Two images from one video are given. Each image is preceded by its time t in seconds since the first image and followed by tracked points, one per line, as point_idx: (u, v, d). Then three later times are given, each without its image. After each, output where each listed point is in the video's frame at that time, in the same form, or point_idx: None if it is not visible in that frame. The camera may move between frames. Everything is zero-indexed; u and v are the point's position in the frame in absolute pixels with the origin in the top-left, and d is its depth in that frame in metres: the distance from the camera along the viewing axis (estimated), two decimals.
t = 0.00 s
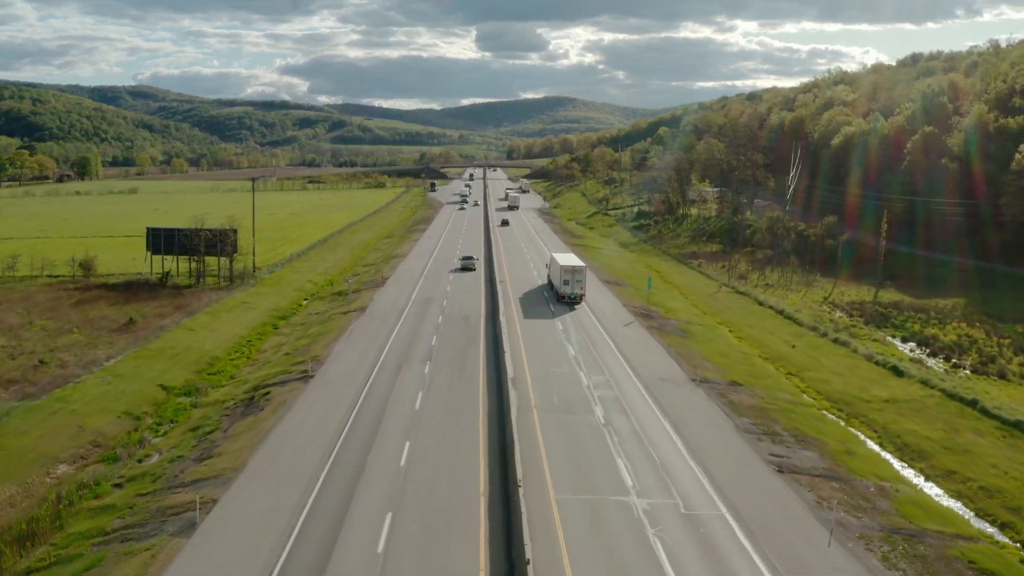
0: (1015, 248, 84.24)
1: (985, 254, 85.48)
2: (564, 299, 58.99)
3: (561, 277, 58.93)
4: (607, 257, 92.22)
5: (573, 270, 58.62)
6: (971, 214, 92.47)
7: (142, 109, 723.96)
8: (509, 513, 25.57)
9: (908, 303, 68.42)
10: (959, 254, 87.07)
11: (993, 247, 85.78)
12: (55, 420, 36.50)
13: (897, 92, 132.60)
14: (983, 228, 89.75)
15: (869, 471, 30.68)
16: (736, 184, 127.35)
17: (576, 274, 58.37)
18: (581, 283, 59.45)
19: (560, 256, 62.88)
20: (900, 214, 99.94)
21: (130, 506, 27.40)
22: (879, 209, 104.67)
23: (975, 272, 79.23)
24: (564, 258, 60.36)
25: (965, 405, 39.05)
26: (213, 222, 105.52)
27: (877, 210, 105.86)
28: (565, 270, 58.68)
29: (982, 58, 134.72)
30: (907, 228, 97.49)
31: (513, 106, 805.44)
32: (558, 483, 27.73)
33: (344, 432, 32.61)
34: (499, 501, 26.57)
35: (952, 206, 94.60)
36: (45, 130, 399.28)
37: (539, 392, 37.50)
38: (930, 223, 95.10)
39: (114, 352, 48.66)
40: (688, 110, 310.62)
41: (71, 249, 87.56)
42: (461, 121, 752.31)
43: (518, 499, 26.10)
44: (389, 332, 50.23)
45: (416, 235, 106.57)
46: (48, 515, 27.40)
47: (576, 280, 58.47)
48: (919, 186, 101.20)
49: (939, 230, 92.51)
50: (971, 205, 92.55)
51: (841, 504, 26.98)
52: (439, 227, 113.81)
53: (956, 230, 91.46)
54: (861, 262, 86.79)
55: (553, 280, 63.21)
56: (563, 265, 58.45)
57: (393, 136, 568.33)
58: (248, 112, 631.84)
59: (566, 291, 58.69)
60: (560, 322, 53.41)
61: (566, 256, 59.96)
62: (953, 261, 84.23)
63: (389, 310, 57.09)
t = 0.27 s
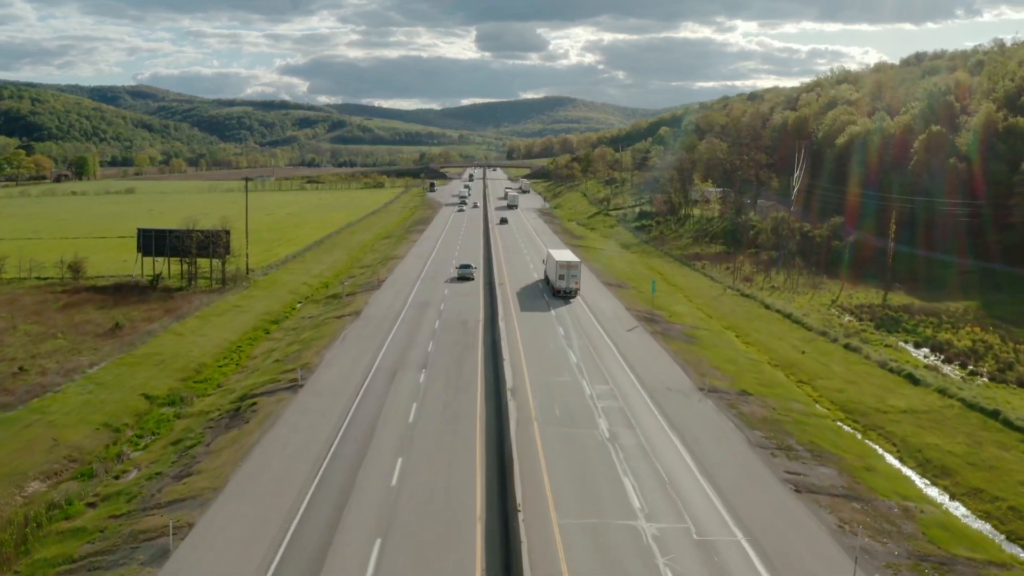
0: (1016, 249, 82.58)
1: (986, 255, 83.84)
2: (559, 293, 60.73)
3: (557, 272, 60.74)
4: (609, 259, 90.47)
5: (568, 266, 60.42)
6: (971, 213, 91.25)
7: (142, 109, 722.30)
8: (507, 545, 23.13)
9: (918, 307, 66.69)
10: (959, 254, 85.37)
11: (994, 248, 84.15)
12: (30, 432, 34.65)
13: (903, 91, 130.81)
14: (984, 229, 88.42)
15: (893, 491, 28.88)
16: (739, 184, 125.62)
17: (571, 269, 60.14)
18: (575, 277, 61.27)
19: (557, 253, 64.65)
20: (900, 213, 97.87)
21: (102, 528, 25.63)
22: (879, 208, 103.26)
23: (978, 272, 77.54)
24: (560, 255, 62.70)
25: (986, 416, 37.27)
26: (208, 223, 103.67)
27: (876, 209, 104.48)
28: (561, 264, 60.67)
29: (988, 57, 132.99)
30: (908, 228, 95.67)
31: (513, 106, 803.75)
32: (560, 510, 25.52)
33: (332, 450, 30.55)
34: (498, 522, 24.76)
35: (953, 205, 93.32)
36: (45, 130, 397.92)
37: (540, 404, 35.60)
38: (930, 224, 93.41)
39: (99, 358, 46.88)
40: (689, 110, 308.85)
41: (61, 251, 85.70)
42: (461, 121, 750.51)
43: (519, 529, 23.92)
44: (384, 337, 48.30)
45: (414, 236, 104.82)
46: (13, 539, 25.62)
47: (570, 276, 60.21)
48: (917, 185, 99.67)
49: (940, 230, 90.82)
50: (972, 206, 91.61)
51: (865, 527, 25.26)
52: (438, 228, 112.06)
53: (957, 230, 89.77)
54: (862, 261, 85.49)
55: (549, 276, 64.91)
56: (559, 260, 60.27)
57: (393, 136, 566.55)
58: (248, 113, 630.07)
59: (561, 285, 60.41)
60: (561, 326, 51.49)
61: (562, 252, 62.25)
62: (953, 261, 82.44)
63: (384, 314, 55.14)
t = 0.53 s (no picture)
0: (1017, 250, 82.70)
1: (986, 255, 84.08)
2: (556, 288, 62.73)
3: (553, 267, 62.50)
4: (611, 260, 88.72)
5: (564, 261, 62.44)
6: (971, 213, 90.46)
7: (142, 108, 720.90)
8: None
9: (928, 310, 64.91)
10: (959, 254, 85.45)
11: (994, 248, 84.39)
12: (3, 447, 32.93)
13: (908, 89, 129.04)
14: (985, 229, 88.50)
15: (918, 512, 27.13)
16: (742, 184, 123.85)
17: (567, 264, 62.10)
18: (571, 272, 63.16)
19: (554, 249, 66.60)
20: (901, 213, 97.27)
21: (70, 555, 23.97)
22: (881, 207, 103.26)
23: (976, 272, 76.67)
24: (556, 251, 64.58)
25: (1011, 429, 35.44)
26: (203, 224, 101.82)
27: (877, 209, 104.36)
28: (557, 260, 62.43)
29: (994, 55, 131.19)
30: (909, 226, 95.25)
31: (513, 106, 801.95)
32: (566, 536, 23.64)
33: (320, 468, 28.72)
34: (496, 550, 23.06)
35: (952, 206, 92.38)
36: (44, 129, 396.15)
37: (541, 417, 33.72)
38: (931, 224, 93.35)
39: (81, 365, 45.12)
40: (690, 110, 306.97)
41: (51, 252, 83.83)
42: (462, 120, 748.71)
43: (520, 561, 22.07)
44: (379, 343, 46.40)
45: (412, 237, 103.00)
46: None
47: (567, 270, 62.18)
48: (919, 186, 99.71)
49: (940, 229, 90.82)
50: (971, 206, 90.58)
51: (892, 555, 23.50)
52: (437, 229, 110.23)
53: (957, 230, 89.59)
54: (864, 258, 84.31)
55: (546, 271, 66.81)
56: (556, 256, 62.24)
57: (393, 135, 564.68)
58: (247, 112, 628.21)
59: (557, 280, 62.41)
60: (562, 332, 49.65)
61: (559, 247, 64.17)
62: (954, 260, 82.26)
63: (380, 319, 53.25)
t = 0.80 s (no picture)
0: (1017, 251, 80.86)
1: (986, 254, 81.78)
2: (553, 283, 64.68)
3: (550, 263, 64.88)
4: (613, 262, 86.95)
5: (561, 258, 64.30)
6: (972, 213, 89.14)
7: (142, 108, 719.85)
8: None
9: (940, 315, 62.99)
10: (959, 253, 82.88)
11: (994, 248, 82.31)
12: None
13: (915, 88, 127.05)
14: (986, 228, 86.41)
15: (948, 537, 25.26)
16: (746, 184, 122.05)
17: (563, 260, 63.96)
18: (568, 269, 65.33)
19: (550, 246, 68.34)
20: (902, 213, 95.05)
21: None
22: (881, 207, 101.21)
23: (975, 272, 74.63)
24: (553, 247, 66.40)
25: None
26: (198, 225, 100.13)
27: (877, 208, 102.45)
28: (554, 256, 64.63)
29: (1002, 53, 129.20)
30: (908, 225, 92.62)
31: (514, 105, 800.04)
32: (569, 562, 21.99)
33: (306, 488, 26.84)
34: None
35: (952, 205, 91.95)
36: (44, 129, 395.18)
37: (544, 430, 31.90)
38: (931, 224, 90.91)
39: (63, 373, 43.37)
40: (692, 109, 304.82)
41: (42, 254, 82.11)
42: (463, 120, 747.10)
43: None
44: (373, 350, 44.55)
45: (411, 238, 101.22)
46: None
47: (563, 267, 64.04)
48: (922, 186, 99.33)
49: (941, 229, 88.45)
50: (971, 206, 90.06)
51: None
52: (436, 230, 108.44)
53: (958, 230, 87.22)
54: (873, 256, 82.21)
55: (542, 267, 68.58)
56: (553, 252, 64.10)
57: (394, 135, 562.80)
58: (248, 112, 626.92)
59: (554, 275, 64.31)
60: (565, 338, 47.86)
61: (555, 244, 65.99)
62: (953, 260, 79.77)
63: (376, 323, 51.41)
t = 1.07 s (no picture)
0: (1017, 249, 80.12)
1: (986, 254, 81.37)
2: (550, 278, 66.81)
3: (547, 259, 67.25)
4: (615, 263, 85.25)
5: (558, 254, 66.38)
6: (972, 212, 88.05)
7: (142, 108, 718.15)
8: None
9: (952, 318, 61.20)
10: (960, 253, 82.69)
11: (994, 245, 81.87)
12: None
13: (921, 86, 125.21)
14: (987, 228, 85.32)
15: (980, 565, 23.49)
16: (750, 184, 120.32)
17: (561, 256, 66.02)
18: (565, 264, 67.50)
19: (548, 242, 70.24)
20: (904, 217, 95.73)
21: None
22: (880, 207, 101.39)
23: (976, 270, 74.37)
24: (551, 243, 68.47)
25: None
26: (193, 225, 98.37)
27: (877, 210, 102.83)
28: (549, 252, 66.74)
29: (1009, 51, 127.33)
30: (909, 227, 93.22)
31: (514, 105, 798.07)
32: None
33: (289, 511, 25.16)
34: None
35: (952, 205, 90.44)
36: (43, 129, 393.90)
37: (545, 445, 30.07)
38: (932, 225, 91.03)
39: (42, 382, 41.65)
40: (694, 108, 302.99)
41: (31, 255, 80.37)
42: (463, 120, 745.39)
43: None
44: (366, 359, 42.62)
45: (410, 239, 99.49)
46: None
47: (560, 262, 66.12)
48: (929, 187, 97.78)
49: (941, 229, 88.67)
50: (972, 204, 88.32)
51: None
52: (435, 231, 106.69)
53: (958, 229, 87.17)
54: (880, 259, 80.87)
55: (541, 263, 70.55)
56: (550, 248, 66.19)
57: (394, 135, 560.71)
58: (248, 111, 625.50)
59: (551, 270, 66.41)
60: (568, 345, 46.00)
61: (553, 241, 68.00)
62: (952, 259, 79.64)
63: (370, 329, 49.49)
